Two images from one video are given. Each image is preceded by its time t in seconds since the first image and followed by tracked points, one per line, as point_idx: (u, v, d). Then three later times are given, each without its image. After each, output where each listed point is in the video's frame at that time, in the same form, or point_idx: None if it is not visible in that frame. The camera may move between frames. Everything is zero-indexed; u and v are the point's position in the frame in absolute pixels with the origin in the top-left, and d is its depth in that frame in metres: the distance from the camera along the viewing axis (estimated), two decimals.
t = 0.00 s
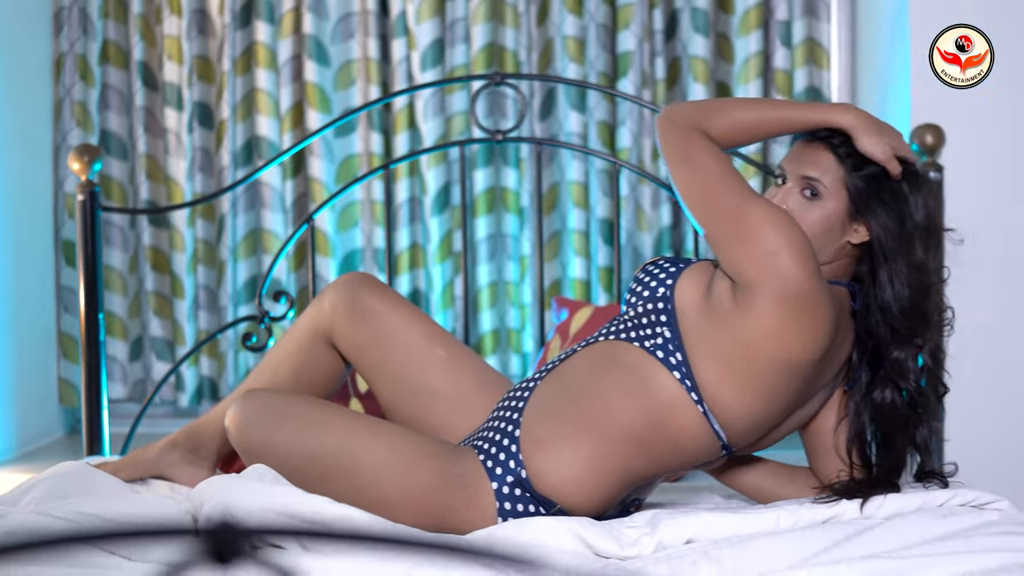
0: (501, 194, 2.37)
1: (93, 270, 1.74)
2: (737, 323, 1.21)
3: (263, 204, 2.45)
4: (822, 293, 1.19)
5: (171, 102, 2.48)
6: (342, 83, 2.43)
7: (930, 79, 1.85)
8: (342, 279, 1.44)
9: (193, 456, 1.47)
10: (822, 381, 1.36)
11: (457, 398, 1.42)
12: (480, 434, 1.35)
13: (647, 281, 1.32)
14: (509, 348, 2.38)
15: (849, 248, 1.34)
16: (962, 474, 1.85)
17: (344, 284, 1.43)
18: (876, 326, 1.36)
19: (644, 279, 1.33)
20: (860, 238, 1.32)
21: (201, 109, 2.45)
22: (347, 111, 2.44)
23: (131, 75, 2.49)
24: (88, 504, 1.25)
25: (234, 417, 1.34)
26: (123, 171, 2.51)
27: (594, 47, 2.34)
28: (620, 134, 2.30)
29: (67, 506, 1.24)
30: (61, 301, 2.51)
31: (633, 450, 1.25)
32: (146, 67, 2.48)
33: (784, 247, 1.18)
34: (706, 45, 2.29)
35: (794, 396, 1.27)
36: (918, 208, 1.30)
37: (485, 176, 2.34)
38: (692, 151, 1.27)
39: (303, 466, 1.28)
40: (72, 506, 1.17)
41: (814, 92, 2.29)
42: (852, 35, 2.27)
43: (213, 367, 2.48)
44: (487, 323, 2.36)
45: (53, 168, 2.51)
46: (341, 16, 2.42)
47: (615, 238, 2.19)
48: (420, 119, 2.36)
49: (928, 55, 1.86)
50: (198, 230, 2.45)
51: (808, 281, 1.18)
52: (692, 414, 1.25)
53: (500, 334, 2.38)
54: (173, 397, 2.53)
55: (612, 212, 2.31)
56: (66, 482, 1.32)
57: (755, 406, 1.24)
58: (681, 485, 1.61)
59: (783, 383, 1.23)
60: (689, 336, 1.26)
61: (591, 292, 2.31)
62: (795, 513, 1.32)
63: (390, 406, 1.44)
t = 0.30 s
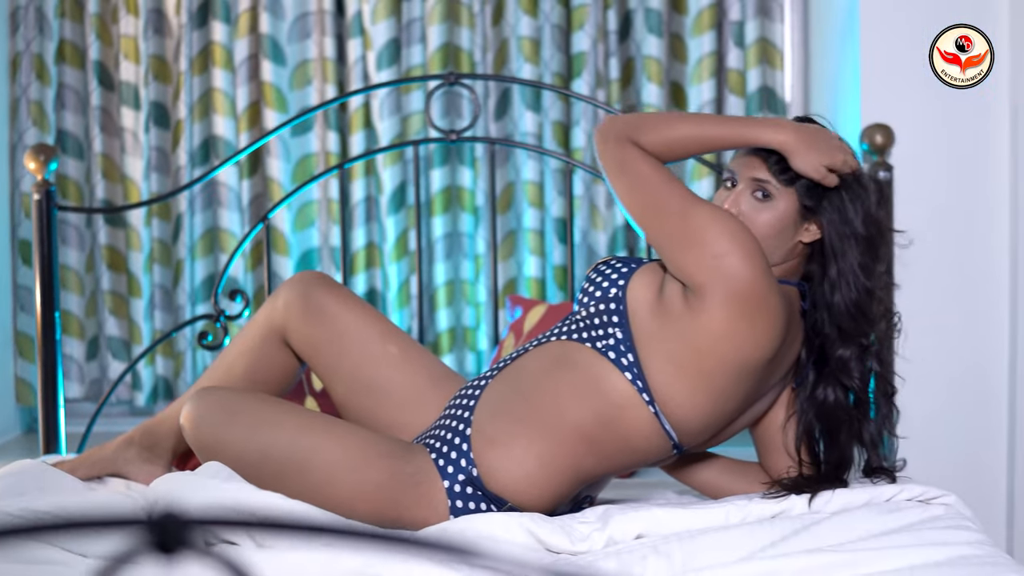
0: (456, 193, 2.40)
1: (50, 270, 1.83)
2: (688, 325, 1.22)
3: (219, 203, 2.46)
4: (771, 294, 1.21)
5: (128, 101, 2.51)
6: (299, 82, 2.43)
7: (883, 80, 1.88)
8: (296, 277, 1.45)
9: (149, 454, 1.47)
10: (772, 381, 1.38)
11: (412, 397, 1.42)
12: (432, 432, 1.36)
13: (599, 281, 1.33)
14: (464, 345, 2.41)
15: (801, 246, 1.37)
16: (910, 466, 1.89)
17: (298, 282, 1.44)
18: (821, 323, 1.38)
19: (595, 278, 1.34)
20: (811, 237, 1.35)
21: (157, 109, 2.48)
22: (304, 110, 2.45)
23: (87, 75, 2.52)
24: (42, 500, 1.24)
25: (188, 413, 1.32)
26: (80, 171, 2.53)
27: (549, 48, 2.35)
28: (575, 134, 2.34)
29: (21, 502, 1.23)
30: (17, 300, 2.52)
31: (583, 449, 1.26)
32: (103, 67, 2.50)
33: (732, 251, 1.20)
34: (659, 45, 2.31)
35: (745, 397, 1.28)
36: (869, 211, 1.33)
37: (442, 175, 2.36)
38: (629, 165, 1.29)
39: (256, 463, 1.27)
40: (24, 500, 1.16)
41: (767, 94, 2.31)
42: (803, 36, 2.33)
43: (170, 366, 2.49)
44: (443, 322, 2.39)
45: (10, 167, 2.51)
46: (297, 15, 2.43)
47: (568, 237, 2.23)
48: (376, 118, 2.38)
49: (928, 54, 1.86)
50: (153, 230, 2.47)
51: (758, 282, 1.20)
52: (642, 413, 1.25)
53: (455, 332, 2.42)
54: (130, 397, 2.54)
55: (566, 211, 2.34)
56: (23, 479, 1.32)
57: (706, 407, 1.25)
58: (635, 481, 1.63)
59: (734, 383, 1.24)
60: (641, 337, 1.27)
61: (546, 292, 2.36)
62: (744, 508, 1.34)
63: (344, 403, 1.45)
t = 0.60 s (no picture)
0: (425, 193, 2.42)
1: (18, 267, 1.83)
2: (651, 325, 1.24)
3: (189, 202, 2.47)
4: (735, 294, 1.22)
5: (98, 100, 2.50)
6: (268, 82, 2.45)
7: (849, 82, 1.91)
8: (264, 276, 1.46)
9: (119, 451, 1.46)
10: (738, 380, 1.40)
11: (380, 397, 1.43)
12: (399, 431, 1.37)
13: (565, 282, 1.35)
14: (433, 344, 2.43)
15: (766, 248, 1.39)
16: (872, 461, 1.92)
17: (266, 280, 1.45)
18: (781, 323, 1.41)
19: (561, 279, 1.36)
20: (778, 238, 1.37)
21: (127, 108, 2.48)
22: (273, 110, 2.46)
23: (57, 75, 2.52)
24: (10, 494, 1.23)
25: (159, 410, 1.32)
26: (49, 169, 2.52)
27: (517, 48, 2.37)
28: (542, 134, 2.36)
29: None
30: None
31: (549, 448, 1.27)
32: (71, 66, 2.50)
33: (695, 252, 1.21)
34: (626, 46, 2.33)
35: (709, 395, 1.29)
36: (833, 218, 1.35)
37: (410, 175, 2.38)
38: (580, 176, 1.32)
39: (226, 461, 1.27)
40: None
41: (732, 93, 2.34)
42: (770, 35, 2.33)
43: (139, 366, 2.49)
44: (412, 320, 2.40)
45: None
46: (267, 15, 2.44)
47: (536, 235, 2.25)
48: (345, 118, 2.39)
49: (928, 54, 1.89)
50: (123, 229, 2.47)
51: (721, 281, 1.21)
52: (607, 415, 1.26)
53: (426, 330, 2.43)
54: (100, 396, 2.54)
55: (534, 210, 2.36)
56: None
57: (672, 406, 1.26)
58: (602, 479, 1.65)
59: (698, 382, 1.25)
60: (607, 339, 1.27)
61: (514, 290, 2.37)
62: (708, 504, 1.35)
63: (313, 401, 1.46)
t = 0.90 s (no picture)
0: (406, 192, 2.43)
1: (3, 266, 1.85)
2: (628, 320, 1.24)
3: (174, 200, 2.48)
4: (713, 293, 1.23)
5: (81, 100, 2.50)
6: (251, 82, 2.45)
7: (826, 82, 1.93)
8: (245, 274, 1.46)
9: (103, 448, 1.46)
10: (713, 376, 1.42)
11: (361, 394, 1.45)
12: (378, 428, 1.38)
13: (542, 279, 1.36)
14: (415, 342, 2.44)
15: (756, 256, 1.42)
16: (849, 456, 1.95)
17: (248, 279, 1.45)
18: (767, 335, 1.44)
19: (539, 276, 1.37)
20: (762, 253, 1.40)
21: (110, 108, 2.48)
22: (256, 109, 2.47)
23: (40, 74, 2.53)
24: None
25: (140, 407, 1.32)
26: (32, 169, 2.53)
27: (498, 48, 2.39)
28: (524, 134, 2.37)
29: None
30: None
31: (525, 443, 1.29)
32: (54, 66, 2.50)
33: (677, 248, 1.22)
34: (606, 46, 2.35)
35: (682, 392, 1.31)
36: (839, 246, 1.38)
37: (392, 174, 2.40)
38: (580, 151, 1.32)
39: (207, 457, 1.28)
40: None
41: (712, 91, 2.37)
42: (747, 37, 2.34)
43: (123, 365, 2.50)
44: (394, 318, 2.41)
45: None
46: (250, 15, 2.44)
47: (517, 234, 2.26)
48: (329, 117, 2.40)
49: (928, 55, 1.90)
50: (106, 228, 2.47)
51: (699, 278, 1.22)
52: (582, 411, 1.28)
53: (407, 329, 2.44)
54: (83, 395, 2.54)
55: (515, 209, 2.38)
56: None
57: (645, 402, 1.28)
58: (581, 475, 1.67)
59: (671, 379, 1.27)
60: (581, 336, 1.29)
61: (496, 288, 2.40)
62: (685, 498, 1.37)
63: (294, 399, 1.47)
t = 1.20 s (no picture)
0: (399, 191, 2.44)
1: None
2: (623, 313, 1.26)
3: (168, 199, 2.48)
4: (707, 290, 1.25)
5: (76, 100, 2.52)
6: (244, 82, 2.47)
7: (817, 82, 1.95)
8: (240, 275, 1.48)
9: (98, 442, 1.47)
10: (705, 371, 1.43)
11: (356, 391, 1.46)
12: (373, 424, 1.40)
13: (538, 276, 1.37)
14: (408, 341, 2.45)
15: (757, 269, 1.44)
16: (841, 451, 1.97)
17: (243, 279, 1.47)
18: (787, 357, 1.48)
19: (535, 274, 1.38)
20: (760, 269, 1.42)
21: (104, 107, 2.49)
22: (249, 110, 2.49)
23: (35, 74, 2.53)
24: None
25: (137, 401, 1.33)
26: (27, 168, 2.54)
27: (491, 48, 2.40)
28: (516, 133, 2.38)
29: None
30: None
31: (519, 439, 1.30)
32: (49, 65, 2.51)
33: (678, 243, 1.23)
34: (598, 46, 2.37)
35: (674, 387, 1.32)
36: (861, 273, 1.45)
37: (385, 173, 2.41)
38: (604, 133, 1.34)
39: (204, 451, 1.29)
40: None
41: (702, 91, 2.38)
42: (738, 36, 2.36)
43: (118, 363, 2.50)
44: (387, 317, 2.43)
45: None
46: (243, 16, 2.46)
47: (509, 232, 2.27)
48: (323, 116, 2.41)
49: (928, 55, 1.92)
50: (101, 226, 2.48)
51: (695, 277, 1.23)
52: (577, 407, 1.29)
53: (400, 327, 2.45)
54: (79, 393, 2.54)
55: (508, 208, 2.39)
56: None
57: (637, 397, 1.29)
58: (573, 472, 1.68)
59: (663, 374, 1.28)
60: (576, 332, 1.30)
61: (488, 286, 2.41)
62: (676, 493, 1.39)
63: (290, 395, 1.48)
